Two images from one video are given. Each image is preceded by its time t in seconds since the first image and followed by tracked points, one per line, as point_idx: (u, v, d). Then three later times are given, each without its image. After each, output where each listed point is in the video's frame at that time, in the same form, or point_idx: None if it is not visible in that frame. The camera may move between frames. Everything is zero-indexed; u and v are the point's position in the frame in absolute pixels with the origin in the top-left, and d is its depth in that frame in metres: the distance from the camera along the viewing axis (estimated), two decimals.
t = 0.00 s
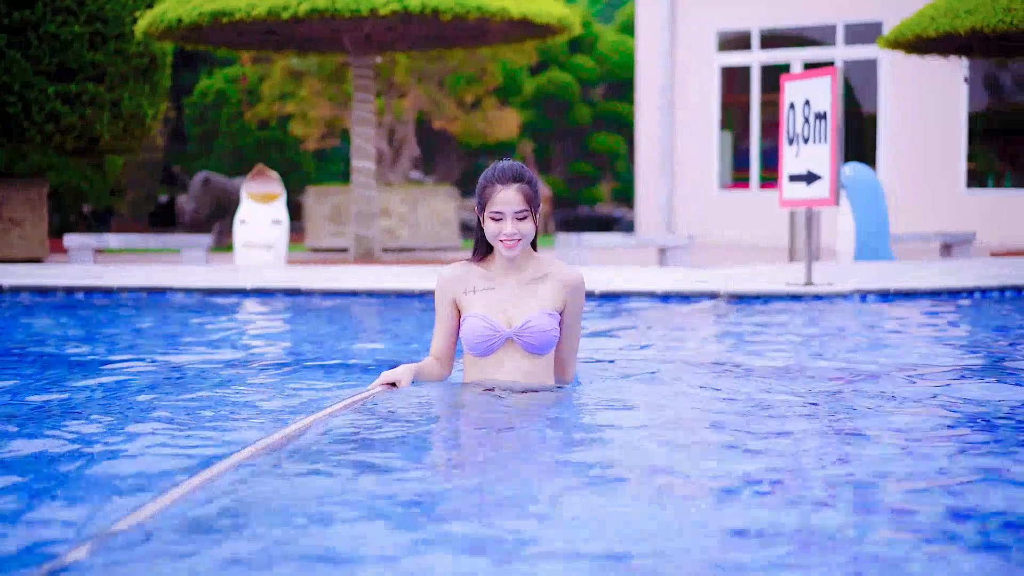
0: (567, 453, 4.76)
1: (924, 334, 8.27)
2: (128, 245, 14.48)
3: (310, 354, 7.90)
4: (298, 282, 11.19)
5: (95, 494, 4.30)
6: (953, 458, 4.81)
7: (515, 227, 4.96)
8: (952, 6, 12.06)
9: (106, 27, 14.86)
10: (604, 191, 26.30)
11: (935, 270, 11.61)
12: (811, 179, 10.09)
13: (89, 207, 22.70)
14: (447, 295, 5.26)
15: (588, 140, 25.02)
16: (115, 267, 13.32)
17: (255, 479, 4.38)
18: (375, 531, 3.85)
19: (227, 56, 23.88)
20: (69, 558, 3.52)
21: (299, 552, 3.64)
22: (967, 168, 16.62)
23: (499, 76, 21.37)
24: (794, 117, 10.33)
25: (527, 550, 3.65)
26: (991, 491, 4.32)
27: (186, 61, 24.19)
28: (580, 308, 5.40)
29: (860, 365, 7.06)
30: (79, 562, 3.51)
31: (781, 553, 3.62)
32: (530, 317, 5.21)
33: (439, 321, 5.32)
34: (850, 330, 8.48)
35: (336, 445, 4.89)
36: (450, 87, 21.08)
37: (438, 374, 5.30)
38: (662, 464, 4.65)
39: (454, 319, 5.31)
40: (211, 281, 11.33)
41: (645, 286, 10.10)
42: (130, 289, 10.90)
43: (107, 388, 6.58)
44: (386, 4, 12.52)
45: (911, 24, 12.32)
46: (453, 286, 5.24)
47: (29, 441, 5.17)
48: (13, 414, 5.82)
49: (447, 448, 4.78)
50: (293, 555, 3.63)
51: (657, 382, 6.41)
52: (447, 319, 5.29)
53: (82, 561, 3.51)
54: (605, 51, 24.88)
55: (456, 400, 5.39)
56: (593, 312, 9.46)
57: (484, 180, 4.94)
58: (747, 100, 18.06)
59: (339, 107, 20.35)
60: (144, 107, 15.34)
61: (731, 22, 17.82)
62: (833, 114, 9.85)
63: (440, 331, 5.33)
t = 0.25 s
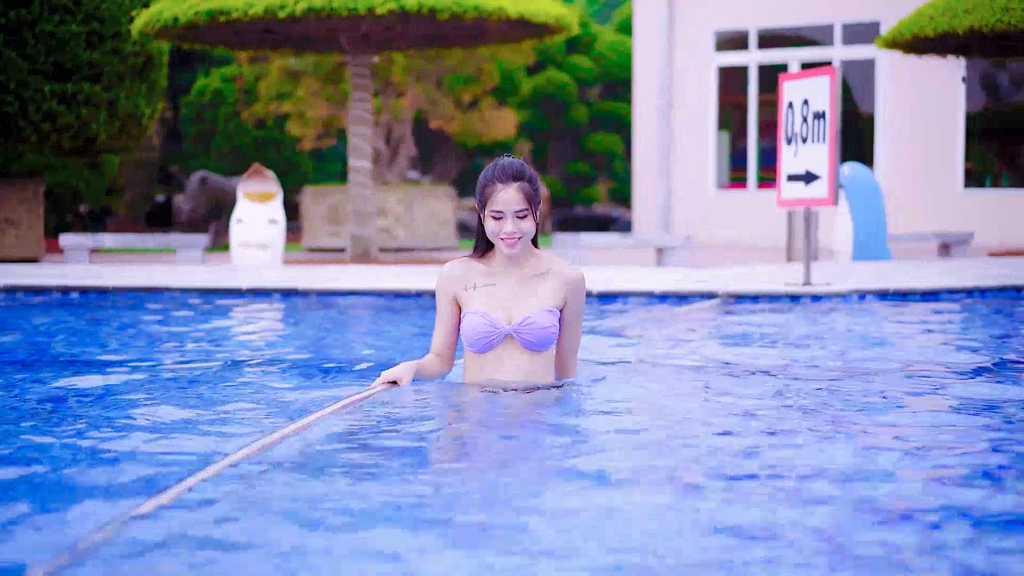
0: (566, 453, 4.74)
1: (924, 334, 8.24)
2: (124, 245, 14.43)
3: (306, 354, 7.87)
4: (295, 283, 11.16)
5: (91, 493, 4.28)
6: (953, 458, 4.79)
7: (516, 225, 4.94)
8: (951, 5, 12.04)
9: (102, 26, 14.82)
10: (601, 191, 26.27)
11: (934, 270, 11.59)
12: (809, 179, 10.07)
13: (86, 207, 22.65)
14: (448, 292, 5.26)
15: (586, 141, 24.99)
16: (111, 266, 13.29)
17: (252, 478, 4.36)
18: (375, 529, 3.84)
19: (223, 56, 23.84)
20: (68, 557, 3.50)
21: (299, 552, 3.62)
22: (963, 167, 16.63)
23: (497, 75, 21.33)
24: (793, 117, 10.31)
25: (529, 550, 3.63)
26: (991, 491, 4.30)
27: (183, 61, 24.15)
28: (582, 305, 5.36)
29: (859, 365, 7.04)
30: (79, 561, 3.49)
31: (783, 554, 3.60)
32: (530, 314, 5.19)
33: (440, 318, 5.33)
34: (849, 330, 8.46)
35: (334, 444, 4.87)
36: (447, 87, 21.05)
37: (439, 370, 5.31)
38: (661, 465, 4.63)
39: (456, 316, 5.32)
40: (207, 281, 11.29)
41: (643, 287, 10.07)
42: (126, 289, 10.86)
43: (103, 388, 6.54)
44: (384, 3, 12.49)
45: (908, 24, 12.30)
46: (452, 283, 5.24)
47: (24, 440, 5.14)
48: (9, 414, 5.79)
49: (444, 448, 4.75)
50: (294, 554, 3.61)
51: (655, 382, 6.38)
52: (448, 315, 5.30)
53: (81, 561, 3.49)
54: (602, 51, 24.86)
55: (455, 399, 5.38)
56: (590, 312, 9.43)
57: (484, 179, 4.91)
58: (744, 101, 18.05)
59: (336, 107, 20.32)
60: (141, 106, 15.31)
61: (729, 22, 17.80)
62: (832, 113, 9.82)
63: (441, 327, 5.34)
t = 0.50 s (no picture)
0: (568, 453, 4.71)
1: (924, 334, 8.22)
2: (121, 245, 14.40)
3: (303, 354, 7.84)
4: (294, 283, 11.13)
5: (89, 496, 4.24)
6: (955, 458, 4.77)
7: (518, 224, 4.92)
8: (950, 5, 12.02)
9: (99, 26, 14.79)
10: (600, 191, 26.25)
11: (934, 270, 11.56)
12: (810, 179, 10.05)
13: (83, 207, 22.63)
14: (449, 289, 5.22)
15: (584, 140, 24.97)
16: (108, 266, 13.26)
17: (252, 480, 4.32)
18: (379, 530, 3.81)
19: (221, 56, 23.81)
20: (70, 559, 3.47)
21: (303, 552, 3.60)
22: (962, 168, 16.61)
23: (495, 75, 21.28)
24: (793, 117, 10.29)
25: (534, 550, 3.61)
26: (994, 491, 4.28)
27: (180, 60, 24.12)
28: (583, 303, 5.32)
29: (859, 365, 7.01)
30: (81, 563, 3.45)
31: (790, 555, 3.58)
32: (530, 310, 5.15)
33: (442, 314, 5.29)
34: (848, 330, 8.44)
35: (334, 445, 4.84)
36: (445, 87, 21.03)
37: (443, 367, 5.30)
38: (662, 466, 4.60)
39: (457, 313, 5.28)
40: (205, 281, 11.28)
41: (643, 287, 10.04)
42: (123, 289, 10.83)
43: (100, 389, 6.51)
44: (382, 2, 12.44)
45: (907, 23, 12.27)
46: (453, 278, 5.20)
47: (21, 442, 5.11)
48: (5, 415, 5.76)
49: (444, 449, 4.73)
50: (298, 555, 3.58)
51: (655, 382, 6.35)
52: (449, 311, 5.26)
53: (83, 563, 3.45)
54: (601, 50, 24.83)
55: (458, 401, 5.35)
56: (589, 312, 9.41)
57: (487, 175, 4.87)
58: (743, 101, 18.02)
59: (334, 106, 20.30)
60: (138, 106, 15.28)
61: (727, 22, 17.76)
62: (832, 113, 9.80)
63: (444, 324, 5.28)
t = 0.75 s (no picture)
0: (570, 453, 4.70)
1: (924, 334, 8.20)
2: (118, 245, 14.36)
3: (301, 354, 7.81)
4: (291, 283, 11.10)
5: (87, 494, 4.20)
6: (956, 458, 4.74)
7: (518, 222, 4.89)
8: (949, 4, 12.00)
9: (95, 25, 14.76)
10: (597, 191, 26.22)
11: (933, 270, 11.54)
12: (809, 178, 10.03)
13: (80, 207, 22.58)
14: (451, 287, 5.24)
15: (581, 140, 24.94)
16: (105, 266, 13.22)
17: (250, 482, 4.28)
18: (385, 530, 3.79)
19: (218, 56, 23.77)
20: (73, 559, 3.43)
21: (301, 552, 3.57)
22: (960, 167, 16.62)
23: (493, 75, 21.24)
24: (792, 117, 10.27)
25: (542, 549, 3.59)
26: (996, 491, 4.26)
27: (177, 60, 24.08)
28: (584, 301, 5.31)
29: (860, 365, 6.99)
30: (85, 563, 3.41)
31: (800, 555, 3.56)
32: (530, 307, 5.14)
33: (445, 313, 5.31)
34: (848, 330, 8.42)
35: (333, 446, 4.81)
36: (443, 87, 20.99)
37: (445, 364, 5.35)
38: (663, 465, 4.58)
39: (459, 311, 5.29)
40: (201, 281, 11.25)
41: (641, 287, 10.01)
42: (119, 289, 10.79)
43: (97, 389, 6.47)
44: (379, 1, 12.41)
45: (905, 23, 12.26)
46: (455, 277, 5.21)
47: (18, 441, 5.08)
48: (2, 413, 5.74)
49: (443, 450, 4.71)
50: (305, 555, 3.55)
51: (653, 382, 6.33)
52: (451, 310, 5.28)
53: (87, 563, 3.41)
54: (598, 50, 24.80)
55: (458, 402, 5.32)
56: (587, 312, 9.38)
57: (486, 174, 4.85)
58: (740, 101, 18.00)
59: (331, 106, 20.26)
60: (134, 106, 15.24)
61: (725, 22, 17.75)
62: (832, 113, 9.78)
63: (447, 322, 5.31)
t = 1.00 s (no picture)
0: (569, 454, 4.66)
1: (922, 334, 8.18)
2: (113, 245, 14.31)
3: (296, 355, 7.77)
4: (287, 283, 11.06)
5: (85, 496, 4.17)
6: (957, 459, 4.72)
7: (517, 220, 4.87)
8: (945, 4, 12.00)
9: (91, 24, 14.74)
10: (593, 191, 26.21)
11: (931, 271, 11.52)
12: (807, 178, 10.00)
13: (74, 207, 22.51)
14: (453, 286, 5.22)
15: (577, 140, 24.92)
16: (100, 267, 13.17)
17: (249, 484, 4.24)
18: (390, 533, 3.76)
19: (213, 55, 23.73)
20: (74, 560, 3.38)
21: (301, 555, 3.54)
22: (957, 166, 16.62)
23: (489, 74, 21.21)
24: (790, 116, 10.24)
25: (547, 551, 3.56)
26: (998, 492, 4.24)
27: (172, 59, 24.04)
28: (585, 300, 5.29)
29: (858, 366, 6.96)
30: (85, 566, 3.37)
31: (808, 555, 3.53)
32: (530, 305, 5.10)
33: (447, 312, 5.29)
34: (847, 330, 8.38)
35: (331, 449, 4.78)
36: (438, 87, 20.96)
37: (449, 363, 5.32)
38: (663, 467, 4.55)
39: (461, 310, 5.27)
40: (196, 281, 11.21)
41: (638, 287, 9.98)
42: (113, 289, 10.74)
43: (93, 389, 6.44)
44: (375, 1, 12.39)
45: (902, 23, 12.25)
46: (455, 275, 5.20)
47: (11, 442, 5.04)
48: None
49: (442, 452, 4.67)
50: (309, 557, 3.52)
51: (653, 382, 6.29)
52: (453, 308, 5.27)
53: (87, 566, 3.37)
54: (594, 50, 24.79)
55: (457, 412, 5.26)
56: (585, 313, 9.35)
57: (484, 173, 4.82)
58: (736, 101, 17.97)
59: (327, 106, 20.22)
60: (129, 105, 15.20)
61: (721, 22, 17.73)
62: (830, 112, 9.76)
63: (449, 321, 5.30)
